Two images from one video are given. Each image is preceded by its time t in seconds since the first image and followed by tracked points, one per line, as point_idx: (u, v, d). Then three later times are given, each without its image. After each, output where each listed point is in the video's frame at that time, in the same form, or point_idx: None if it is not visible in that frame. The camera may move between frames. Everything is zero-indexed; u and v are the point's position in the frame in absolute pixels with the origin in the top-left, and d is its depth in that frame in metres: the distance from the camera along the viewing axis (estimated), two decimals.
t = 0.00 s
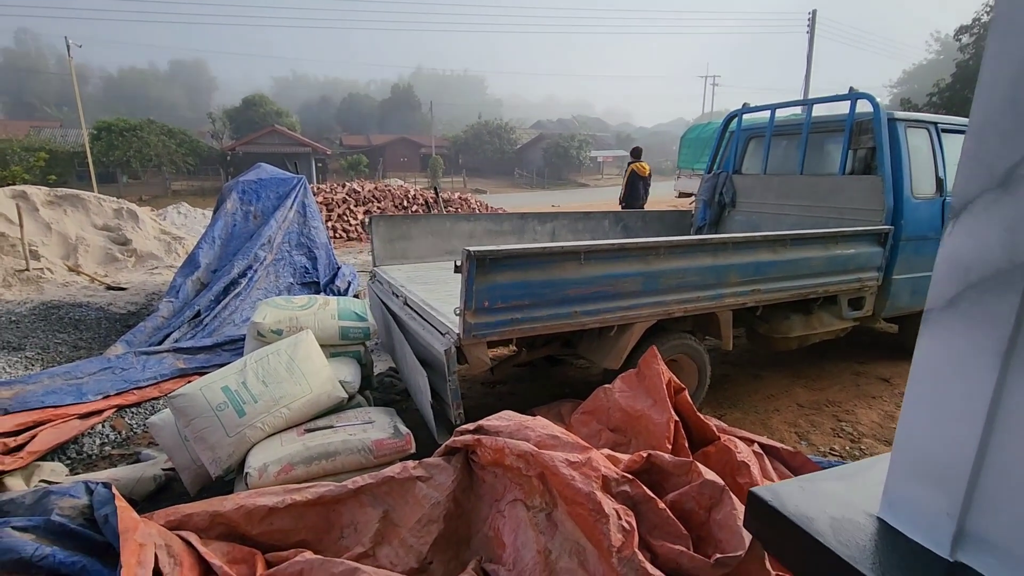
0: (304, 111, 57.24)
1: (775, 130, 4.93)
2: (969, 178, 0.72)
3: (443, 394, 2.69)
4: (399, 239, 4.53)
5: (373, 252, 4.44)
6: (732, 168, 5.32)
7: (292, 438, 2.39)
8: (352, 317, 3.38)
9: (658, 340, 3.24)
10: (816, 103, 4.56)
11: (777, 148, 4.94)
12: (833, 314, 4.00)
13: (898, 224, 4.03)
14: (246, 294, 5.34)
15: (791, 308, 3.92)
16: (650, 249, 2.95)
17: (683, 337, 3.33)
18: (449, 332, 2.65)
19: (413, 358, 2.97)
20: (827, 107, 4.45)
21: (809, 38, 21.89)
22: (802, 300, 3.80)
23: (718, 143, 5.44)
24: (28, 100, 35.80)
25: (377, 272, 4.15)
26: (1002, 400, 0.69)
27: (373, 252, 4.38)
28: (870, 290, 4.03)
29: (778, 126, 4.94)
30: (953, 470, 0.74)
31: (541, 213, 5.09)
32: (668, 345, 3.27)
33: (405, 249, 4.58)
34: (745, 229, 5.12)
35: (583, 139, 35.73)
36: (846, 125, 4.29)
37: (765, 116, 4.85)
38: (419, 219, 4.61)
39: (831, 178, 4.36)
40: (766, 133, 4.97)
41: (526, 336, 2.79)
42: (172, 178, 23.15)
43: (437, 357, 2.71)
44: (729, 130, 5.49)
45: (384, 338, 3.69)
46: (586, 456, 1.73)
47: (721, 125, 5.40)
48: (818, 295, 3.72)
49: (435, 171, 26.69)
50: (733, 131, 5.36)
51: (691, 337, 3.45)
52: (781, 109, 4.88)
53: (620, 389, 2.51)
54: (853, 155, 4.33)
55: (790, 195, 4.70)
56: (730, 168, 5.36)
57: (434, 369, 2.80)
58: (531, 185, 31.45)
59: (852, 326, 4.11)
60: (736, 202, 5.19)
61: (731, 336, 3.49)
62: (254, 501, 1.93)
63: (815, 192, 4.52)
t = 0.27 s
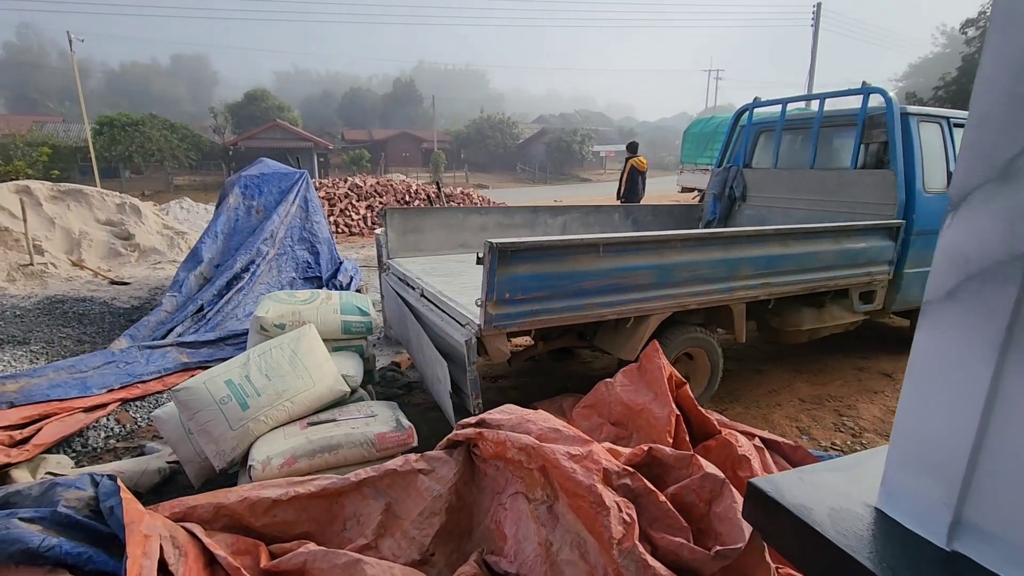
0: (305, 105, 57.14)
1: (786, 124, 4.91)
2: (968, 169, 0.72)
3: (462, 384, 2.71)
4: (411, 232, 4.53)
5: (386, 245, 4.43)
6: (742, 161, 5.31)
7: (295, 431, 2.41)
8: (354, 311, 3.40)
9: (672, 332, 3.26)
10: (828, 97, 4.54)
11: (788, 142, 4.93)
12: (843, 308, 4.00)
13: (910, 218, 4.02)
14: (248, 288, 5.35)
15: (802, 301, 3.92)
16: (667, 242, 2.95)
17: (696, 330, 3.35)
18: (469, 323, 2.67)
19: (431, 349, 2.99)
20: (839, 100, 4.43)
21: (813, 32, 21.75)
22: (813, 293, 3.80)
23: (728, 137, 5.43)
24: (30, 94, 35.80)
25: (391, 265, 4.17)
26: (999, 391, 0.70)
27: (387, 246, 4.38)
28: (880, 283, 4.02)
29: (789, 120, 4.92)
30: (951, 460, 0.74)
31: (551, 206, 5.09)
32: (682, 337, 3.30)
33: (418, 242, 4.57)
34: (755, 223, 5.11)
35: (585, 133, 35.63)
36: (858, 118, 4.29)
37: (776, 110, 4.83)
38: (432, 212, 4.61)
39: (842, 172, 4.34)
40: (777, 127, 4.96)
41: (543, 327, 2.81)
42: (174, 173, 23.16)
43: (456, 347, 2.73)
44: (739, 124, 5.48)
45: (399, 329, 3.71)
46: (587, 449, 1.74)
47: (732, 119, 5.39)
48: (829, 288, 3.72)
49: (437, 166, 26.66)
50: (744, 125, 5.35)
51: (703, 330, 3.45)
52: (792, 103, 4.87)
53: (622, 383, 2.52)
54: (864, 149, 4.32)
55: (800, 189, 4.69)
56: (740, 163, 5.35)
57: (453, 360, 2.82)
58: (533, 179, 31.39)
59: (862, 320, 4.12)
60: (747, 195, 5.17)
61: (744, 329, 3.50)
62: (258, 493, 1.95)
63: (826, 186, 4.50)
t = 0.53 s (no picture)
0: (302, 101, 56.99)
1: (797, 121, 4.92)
2: (961, 168, 0.72)
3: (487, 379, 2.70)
4: (428, 226, 4.51)
5: (405, 239, 4.41)
6: (753, 158, 5.31)
7: (293, 428, 2.41)
8: (352, 308, 3.40)
9: (693, 328, 3.29)
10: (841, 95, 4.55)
11: (799, 139, 4.92)
12: (854, 304, 4.02)
13: (921, 216, 4.03)
14: (246, 285, 5.34)
15: (815, 298, 3.94)
16: (691, 239, 2.96)
17: (714, 326, 3.40)
18: (499, 319, 2.67)
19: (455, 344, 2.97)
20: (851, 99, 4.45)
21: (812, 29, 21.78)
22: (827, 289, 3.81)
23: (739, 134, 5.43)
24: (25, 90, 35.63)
25: (411, 260, 4.16)
26: (990, 386, 0.70)
27: (407, 241, 4.36)
28: (891, 280, 4.02)
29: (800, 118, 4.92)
30: (944, 456, 0.75)
31: (565, 202, 5.11)
32: (702, 333, 3.33)
33: (435, 236, 4.56)
34: (766, 220, 5.10)
35: (583, 130, 35.61)
36: (871, 117, 4.30)
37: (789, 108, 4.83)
38: (449, 207, 4.60)
39: (854, 170, 4.35)
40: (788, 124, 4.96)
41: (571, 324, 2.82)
42: (171, 169, 23.11)
43: (484, 343, 2.72)
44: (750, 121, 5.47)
45: (418, 323, 3.70)
46: (584, 446, 1.74)
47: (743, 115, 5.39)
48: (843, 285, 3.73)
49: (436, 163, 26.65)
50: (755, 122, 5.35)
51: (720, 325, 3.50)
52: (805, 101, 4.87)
53: (619, 380, 2.53)
54: (876, 148, 4.33)
55: (810, 185, 4.69)
56: (751, 159, 5.34)
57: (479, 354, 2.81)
58: (530, 177, 31.37)
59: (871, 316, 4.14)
60: (757, 191, 5.16)
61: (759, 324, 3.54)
62: (255, 490, 1.96)
63: (837, 183, 4.50)
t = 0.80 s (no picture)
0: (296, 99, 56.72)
1: (808, 120, 4.94)
2: (950, 169, 0.73)
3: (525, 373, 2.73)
4: (452, 222, 4.45)
5: (428, 235, 4.36)
6: (763, 156, 5.32)
7: (287, 427, 2.40)
8: (346, 306, 3.39)
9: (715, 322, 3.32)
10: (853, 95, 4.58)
11: (810, 138, 4.94)
12: (866, 299, 4.03)
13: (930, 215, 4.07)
14: (239, 284, 5.32)
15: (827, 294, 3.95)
16: (721, 238, 3.00)
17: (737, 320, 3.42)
18: (538, 315, 2.70)
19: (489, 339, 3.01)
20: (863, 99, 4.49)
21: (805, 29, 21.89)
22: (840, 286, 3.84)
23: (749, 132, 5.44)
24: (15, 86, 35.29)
25: (434, 255, 4.18)
26: (979, 385, 0.71)
27: (430, 237, 4.30)
28: (901, 276, 4.04)
29: (811, 117, 4.94)
30: (934, 454, 0.76)
31: (583, 198, 5.15)
32: (724, 325, 3.35)
33: (458, 233, 4.50)
34: (777, 218, 5.12)
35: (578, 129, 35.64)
36: (883, 118, 4.34)
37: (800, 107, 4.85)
38: (471, 203, 4.56)
39: (865, 169, 4.39)
40: (799, 123, 4.99)
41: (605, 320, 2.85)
42: (163, 166, 22.97)
43: (522, 338, 2.76)
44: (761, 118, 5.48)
45: (446, 318, 3.72)
46: (578, 444, 1.75)
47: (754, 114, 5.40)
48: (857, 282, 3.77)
49: (430, 162, 26.61)
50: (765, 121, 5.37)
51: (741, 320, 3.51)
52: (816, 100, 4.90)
53: (613, 378, 2.54)
54: (887, 148, 4.35)
55: (819, 184, 4.71)
56: (761, 157, 5.37)
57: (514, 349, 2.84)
58: (524, 175, 31.37)
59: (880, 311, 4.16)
60: (768, 188, 5.17)
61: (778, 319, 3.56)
62: (249, 489, 1.95)
63: (847, 182, 4.53)
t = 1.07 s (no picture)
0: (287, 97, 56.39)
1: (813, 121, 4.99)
2: (941, 170, 0.73)
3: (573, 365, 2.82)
4: (472, 220, 4.49)
5: (451, 234, 4.40)
6: (767, 155, 5.36)
7: (278, 428, 2.39)
8: (338, 306, 3.37)
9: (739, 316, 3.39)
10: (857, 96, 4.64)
11: (815, 138, 4.99)
12: (872, 293, 4.07)
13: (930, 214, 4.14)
14: (230, 284, 5.28)
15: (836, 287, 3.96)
16: (752, 235, 3.03)
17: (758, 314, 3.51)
18: (580, 311, 2.78)
19: (531, 334, 3.08)
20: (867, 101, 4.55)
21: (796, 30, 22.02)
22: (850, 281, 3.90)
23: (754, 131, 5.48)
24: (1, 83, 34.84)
25: (459, 253, 4.24)
26: (970, 385, 0.71)
27: (454, 236, 4.35)
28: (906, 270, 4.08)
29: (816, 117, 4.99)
30: (926, 455, 0.76)
31: (598, 196, 5.17)
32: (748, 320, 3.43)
33: (478, 230, 4.54)
34: (780, 216, 5.14)
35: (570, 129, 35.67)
36: (886, 119, 4.41)
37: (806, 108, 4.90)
38: (492, 200, 4.57)
39: (869, 168, 4.44)
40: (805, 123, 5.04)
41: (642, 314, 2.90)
42: (153, 165, 22.77)
43: (566, 332, 2.84)
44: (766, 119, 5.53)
45: (477, 314, 3.78)
46: (571, 445, 1.74)
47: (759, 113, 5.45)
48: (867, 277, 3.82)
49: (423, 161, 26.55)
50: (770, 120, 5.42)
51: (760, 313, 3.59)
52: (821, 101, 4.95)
53: (606, 378, 2.54)
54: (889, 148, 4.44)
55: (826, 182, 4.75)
56: (765, 156, 5.39)
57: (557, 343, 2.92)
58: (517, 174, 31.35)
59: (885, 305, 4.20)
60: (773, 186, 5.19)
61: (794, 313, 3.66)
62: (239, 491, 1.93)
63: (852, 180, 4.57)
